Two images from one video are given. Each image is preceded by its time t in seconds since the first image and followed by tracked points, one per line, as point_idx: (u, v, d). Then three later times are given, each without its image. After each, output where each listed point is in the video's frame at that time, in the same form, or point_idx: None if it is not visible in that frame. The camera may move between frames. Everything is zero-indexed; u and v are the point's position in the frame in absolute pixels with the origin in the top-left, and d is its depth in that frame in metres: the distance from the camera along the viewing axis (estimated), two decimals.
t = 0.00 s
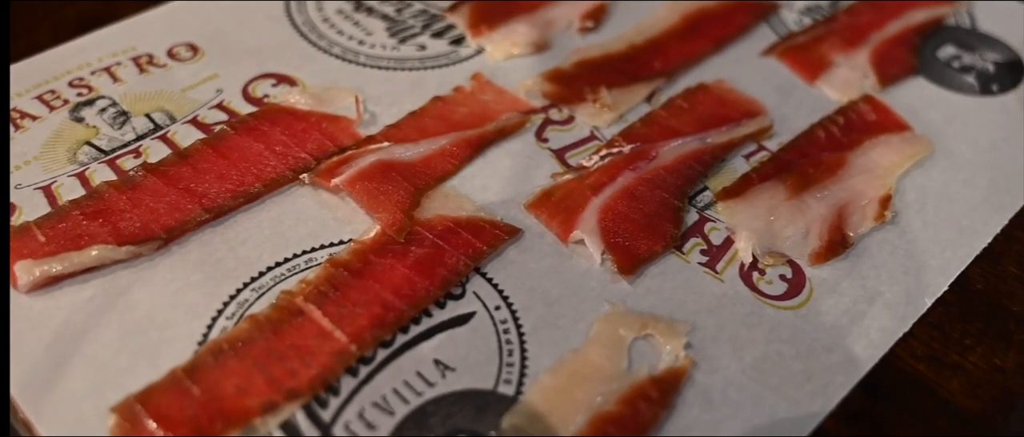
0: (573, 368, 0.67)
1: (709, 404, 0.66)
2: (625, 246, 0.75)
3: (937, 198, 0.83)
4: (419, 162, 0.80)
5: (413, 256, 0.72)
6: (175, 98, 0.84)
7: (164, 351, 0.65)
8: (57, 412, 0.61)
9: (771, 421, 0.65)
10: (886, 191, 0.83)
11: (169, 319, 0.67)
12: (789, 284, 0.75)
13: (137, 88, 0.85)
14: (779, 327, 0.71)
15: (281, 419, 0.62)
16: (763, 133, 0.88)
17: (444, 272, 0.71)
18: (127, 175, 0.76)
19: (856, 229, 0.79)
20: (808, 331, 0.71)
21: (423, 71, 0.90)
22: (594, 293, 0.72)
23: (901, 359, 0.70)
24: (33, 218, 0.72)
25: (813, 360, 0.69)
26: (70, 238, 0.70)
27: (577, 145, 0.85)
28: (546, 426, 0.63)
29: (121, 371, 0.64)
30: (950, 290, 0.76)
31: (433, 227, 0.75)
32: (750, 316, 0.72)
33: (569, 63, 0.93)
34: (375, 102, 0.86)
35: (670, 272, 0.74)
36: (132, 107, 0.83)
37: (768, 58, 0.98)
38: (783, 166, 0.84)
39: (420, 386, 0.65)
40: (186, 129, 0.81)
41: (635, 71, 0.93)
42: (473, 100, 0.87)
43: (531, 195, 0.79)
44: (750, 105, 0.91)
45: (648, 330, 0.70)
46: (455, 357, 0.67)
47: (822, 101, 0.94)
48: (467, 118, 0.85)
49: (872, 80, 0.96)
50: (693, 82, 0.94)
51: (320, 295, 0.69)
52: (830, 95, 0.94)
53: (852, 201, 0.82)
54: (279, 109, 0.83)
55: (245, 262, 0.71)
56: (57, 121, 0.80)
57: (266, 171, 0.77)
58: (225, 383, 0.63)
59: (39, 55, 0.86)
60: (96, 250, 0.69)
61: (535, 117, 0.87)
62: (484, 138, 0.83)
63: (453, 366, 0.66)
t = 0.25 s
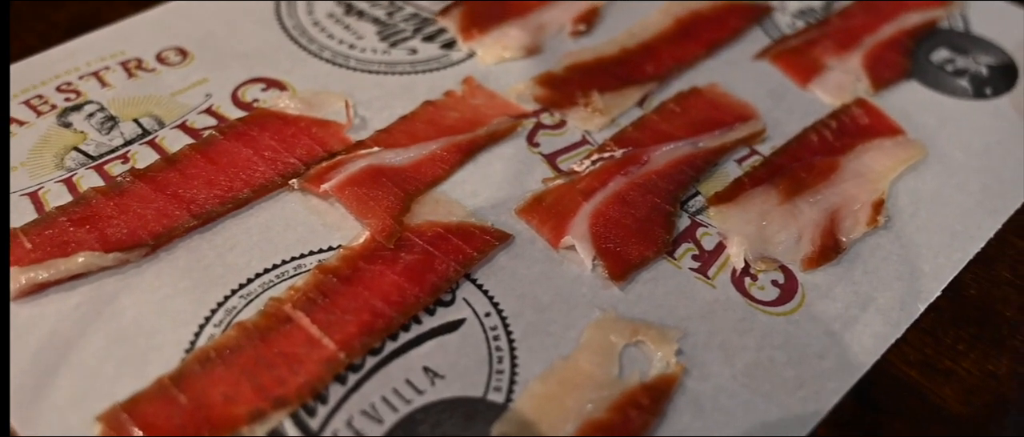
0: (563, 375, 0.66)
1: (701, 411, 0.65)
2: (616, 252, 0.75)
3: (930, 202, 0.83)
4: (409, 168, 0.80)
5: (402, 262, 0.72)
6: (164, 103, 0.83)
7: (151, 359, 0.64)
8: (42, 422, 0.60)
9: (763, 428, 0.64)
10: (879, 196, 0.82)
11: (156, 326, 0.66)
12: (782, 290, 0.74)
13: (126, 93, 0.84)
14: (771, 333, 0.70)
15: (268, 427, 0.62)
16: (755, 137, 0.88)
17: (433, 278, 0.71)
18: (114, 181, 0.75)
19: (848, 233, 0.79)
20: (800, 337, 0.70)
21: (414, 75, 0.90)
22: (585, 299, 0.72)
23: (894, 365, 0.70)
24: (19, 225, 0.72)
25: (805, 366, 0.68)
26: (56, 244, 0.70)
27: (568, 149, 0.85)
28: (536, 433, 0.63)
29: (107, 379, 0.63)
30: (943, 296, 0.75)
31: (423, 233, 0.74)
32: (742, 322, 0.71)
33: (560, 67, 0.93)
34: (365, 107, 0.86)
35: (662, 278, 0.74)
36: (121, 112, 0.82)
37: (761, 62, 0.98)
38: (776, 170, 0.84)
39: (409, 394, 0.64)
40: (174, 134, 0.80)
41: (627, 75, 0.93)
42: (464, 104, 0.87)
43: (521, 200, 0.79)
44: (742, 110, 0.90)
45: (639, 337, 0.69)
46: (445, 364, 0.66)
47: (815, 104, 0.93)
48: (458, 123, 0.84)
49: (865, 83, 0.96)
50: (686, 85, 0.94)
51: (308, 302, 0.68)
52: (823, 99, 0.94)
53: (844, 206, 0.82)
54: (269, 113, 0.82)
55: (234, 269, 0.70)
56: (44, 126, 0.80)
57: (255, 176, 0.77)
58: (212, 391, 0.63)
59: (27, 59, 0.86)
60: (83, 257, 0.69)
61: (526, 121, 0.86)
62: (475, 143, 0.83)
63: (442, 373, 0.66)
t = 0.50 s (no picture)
0: (555, 384, 0.66)
1: (693, 420, 0.65)
2: (609, 259, 0.74)
3: (925, 208, 0.82)
4: (401, 174, 0.79)
5: (393, 270, 0.71)
6: (154, 109, 0.83)
7: (139, 369, 0.64)
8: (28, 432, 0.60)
9: None
10: (874, 202, 0.82)
11: (144, 335, 0.66)
12: (775, 297, 0.74)
13: (116, 98, 0.84)
14: (765, 340, 0.70)
15: None
16: (749, 142, 0.87)
17: (425, 286, 0.70)
18: (104, 188, 0.75)
19: (843, 240, 0.79)
20: (794, 345, 0.70)
21: (406, 80, 0.89)
22: (578, 307, 0.71)
23: (888, 373, 0.69)
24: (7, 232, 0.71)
25: (799, 374, 0.68)
26: (44, 252, 0.69)
27: (561, 155, 0.84)
28: None
29: (95, 389, 0.62)
30: (938, 302, 0.75)
31: (414, 240, 0.74)
32: (735, 330, 0.71)
33: (554, 71, 0.92)
34: (357, 112, 0.85)
35: (655, 285, 0.73)
36: (110, 118, 0.82)
37: (755, 66, 0.97)
38: (770, 176, 0.84)
39: (399, 403, 0.64)
40: (164, 141, 0.80)
41: (620, 80, 0.92)
42: (457, 109, 0.86)
43: (514, 206, 0.78)
44: (736, 114, 0.90)
45: (631, 345, 0.69)
46: (435, 373, 0.66)
47: (810, 109, 0.93)
48: (450, 128, 0.84)
49: (860, 88, 0.95)
50: (680, 90, 0.93)
51: (298, 311, 0.68)
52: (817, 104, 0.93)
53: (839, 211, 0.81)
54: (259, 119, 0.82)
55: (223, 277, 0.70)
56: (33, 132, 0.79)
57: (245, 183, 0.76)
58: (201, 401, 0.62)
59: (16, 65, 0.85)
60: (71, 265, 0.68)
61: (519, 126, 0.86)
62: (467, 149, 0.82)
63: (433, 382, 0.65)
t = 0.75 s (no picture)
0: (543, 393, 0.65)
1: (682, 428, 0.64)
2: (598, 266, 0.74)
3: (915, 213, 0.82)
4: (388, 180, 0.79)
5: (380, 277, 0.71)
6: (139, 115, 0.82)
7: (122, 379, 0.63)
8: None
9: None
10: (864, 207, 0.81)
11: (128, 345, 0.65)
12: (765, 303, 0.73)
13: (100, 104, 0.83)
14: (754, 348, 0.69)
15: None
16: (739, 147, 0.87)
17: (411, 294, 0.70)
18: (88, 196, 0.74)
19: (833, 245, 0.78)
20: (783, 353, 0.69)
21: (394, 85, 0.89)
22: (566, 314, 0.71)
23: (878, 380, 0.69)
24: None
25: (788, 382, 0.67)
26: (27, 261, 0.68)
27: (550, 160, 0.83)
28: None
29: (77, 400, 0.62)
30: (929, 308, 0.74)
31: (401, 247, 0.73)
32: (725, 337, 0.70)
33: (543, 76, 0.92)
34: (344, 118, 0.85)
35: (644, 292, 0.73)
36: (95, 124, 0.81)
37: (745, 70, 0.97)
38: (760, 181, 0.83)
39: (385, 413, 0.63)
40: (149, 147, 0.79)
41: (610, 84, 0.92)
42: (445, 114, 0.86)
43: (502, 213, 0.78)
44: (726, 119, 0.89)
45: (620, 353, 0.68)
46: (422, 382, 0.65)
47: (800, 113, 0.92)
48: (437, 134, 0.83)
49: (851, 92, 0.95)
50: (669, 94, 0.93)
51: (284, 320, 0.67)
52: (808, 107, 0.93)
53: (829, 217, 0.81)
54: (245, 125, 0.81)
55: (208, 285, 0.69)
56: (17, 139, 0.79)
57: (231, 190, 0.75)
58: (184, 412, 0.62)
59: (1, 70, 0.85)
60: (54, 274, 0.67)
61: (507, 132, 0.85)
62: (455, 155, 0.82)
63: (419, 391, 0.64)
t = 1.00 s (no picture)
0: (531, 401, 0.65)
1: None
2: (586, 273, 0.73)
3: (905, 218, 0.81)
4: (376, 187, 0.78)
5: (367, 285, 0.70)
6: (125, 122, 0.82)
7: (106, 389, 0.63)
8: None
9: None
10: (854, 212, 0.81)
11: (113, 354, 0.64)
12: (755, 310, 0.73)
13: (86, 111, 0.82)
14: (744, 355, 0.69)
15: None
16: (729, 153, 0.87)
17: (399, 302, 0.69)
18: (73, 203, 0.73)
19: (823, 252, 0.78)
20: (773, 360, 0.69)
21: (382, 90, 0.88)
22: (554, 322, 0.70)
23: (869, 387, 0.69)
24: None
25: (778, 390, 0.67)
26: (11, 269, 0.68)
27: (539, 167, 0.83)
28: None
29: (61, 410, 0.61)
30: (919, 314, 0.74)
31: (388, 254, 0.73)
32: (714, 344, 0.70)
33: (532, 81, 0.92)
34: (332, 124, 0.84)
35: (633, 299, 0.72)
36: (81, 131, 0.80)
37: (736, 74, 0.97)
38: (749, 187, 0.83)
39: (372, 422, 0.63)
40: (135, 154, 0.79)
41: (599, 89, 0.92)
42: (434, 120, 0.85)
43: (490, 220, 0.77)
44: (716, 124, 0.89)
45: (608, 361, 0.68)
46: (409, 391, 0.64)
47: (790, 118, 0.92)
48: (425, 140, 0.83)
49: (841, 96, 0.95)
50: (659, 99, 0.92)
51: (270, 328, 0.67)
52: (798, 112, 0.93)
53: (819, 222, 0.80)
54: (232, 132, 0.81)
55: (194, 293, 0.69)
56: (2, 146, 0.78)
57: (217, 197, 0.75)
58: (169, 422, 0.61)
59: None
60: (38, 283, 0.67)
61: (496, 138, 0.85)
62: (443, 161, 0.81)
63: (407, 400, 0.64)
